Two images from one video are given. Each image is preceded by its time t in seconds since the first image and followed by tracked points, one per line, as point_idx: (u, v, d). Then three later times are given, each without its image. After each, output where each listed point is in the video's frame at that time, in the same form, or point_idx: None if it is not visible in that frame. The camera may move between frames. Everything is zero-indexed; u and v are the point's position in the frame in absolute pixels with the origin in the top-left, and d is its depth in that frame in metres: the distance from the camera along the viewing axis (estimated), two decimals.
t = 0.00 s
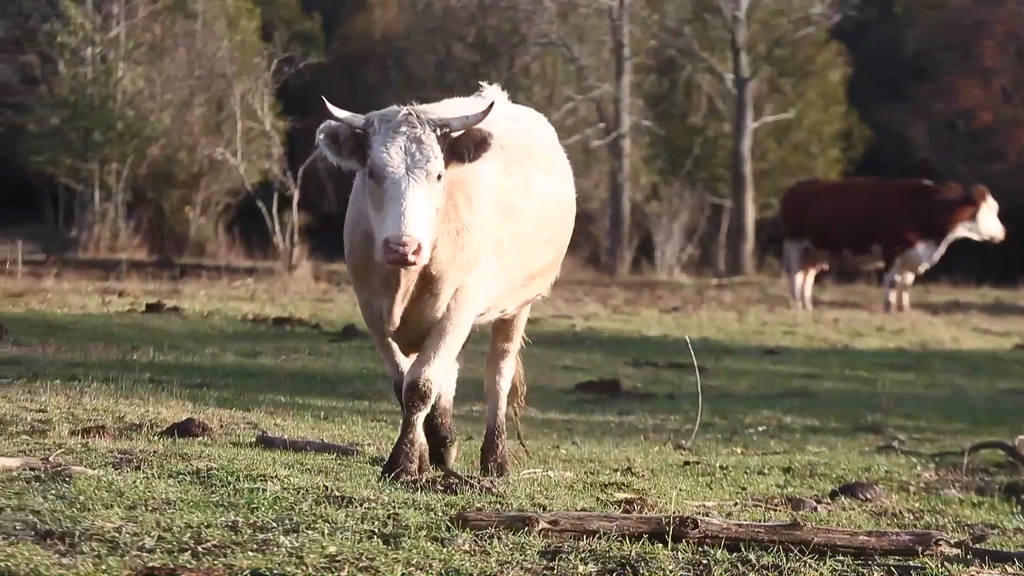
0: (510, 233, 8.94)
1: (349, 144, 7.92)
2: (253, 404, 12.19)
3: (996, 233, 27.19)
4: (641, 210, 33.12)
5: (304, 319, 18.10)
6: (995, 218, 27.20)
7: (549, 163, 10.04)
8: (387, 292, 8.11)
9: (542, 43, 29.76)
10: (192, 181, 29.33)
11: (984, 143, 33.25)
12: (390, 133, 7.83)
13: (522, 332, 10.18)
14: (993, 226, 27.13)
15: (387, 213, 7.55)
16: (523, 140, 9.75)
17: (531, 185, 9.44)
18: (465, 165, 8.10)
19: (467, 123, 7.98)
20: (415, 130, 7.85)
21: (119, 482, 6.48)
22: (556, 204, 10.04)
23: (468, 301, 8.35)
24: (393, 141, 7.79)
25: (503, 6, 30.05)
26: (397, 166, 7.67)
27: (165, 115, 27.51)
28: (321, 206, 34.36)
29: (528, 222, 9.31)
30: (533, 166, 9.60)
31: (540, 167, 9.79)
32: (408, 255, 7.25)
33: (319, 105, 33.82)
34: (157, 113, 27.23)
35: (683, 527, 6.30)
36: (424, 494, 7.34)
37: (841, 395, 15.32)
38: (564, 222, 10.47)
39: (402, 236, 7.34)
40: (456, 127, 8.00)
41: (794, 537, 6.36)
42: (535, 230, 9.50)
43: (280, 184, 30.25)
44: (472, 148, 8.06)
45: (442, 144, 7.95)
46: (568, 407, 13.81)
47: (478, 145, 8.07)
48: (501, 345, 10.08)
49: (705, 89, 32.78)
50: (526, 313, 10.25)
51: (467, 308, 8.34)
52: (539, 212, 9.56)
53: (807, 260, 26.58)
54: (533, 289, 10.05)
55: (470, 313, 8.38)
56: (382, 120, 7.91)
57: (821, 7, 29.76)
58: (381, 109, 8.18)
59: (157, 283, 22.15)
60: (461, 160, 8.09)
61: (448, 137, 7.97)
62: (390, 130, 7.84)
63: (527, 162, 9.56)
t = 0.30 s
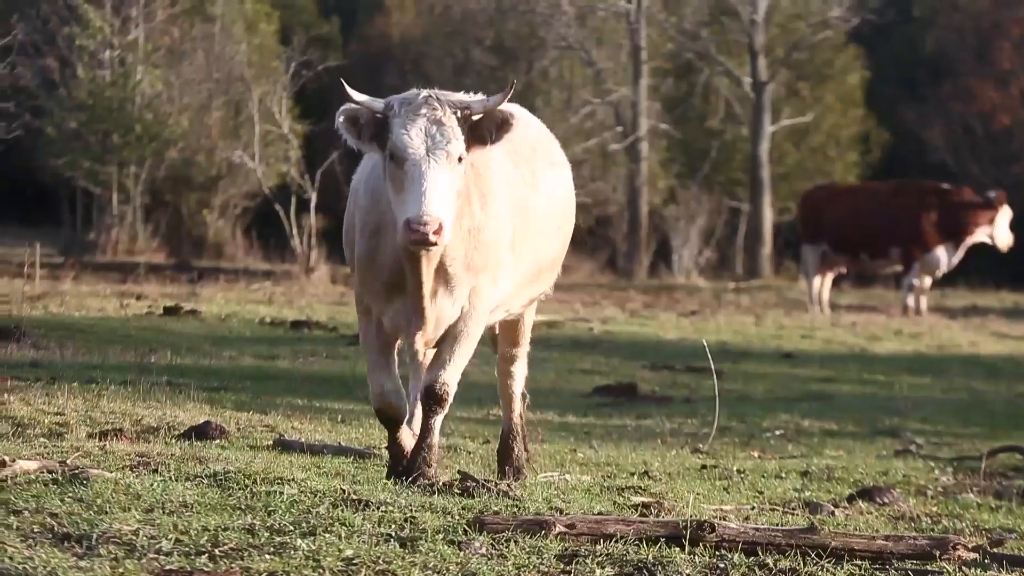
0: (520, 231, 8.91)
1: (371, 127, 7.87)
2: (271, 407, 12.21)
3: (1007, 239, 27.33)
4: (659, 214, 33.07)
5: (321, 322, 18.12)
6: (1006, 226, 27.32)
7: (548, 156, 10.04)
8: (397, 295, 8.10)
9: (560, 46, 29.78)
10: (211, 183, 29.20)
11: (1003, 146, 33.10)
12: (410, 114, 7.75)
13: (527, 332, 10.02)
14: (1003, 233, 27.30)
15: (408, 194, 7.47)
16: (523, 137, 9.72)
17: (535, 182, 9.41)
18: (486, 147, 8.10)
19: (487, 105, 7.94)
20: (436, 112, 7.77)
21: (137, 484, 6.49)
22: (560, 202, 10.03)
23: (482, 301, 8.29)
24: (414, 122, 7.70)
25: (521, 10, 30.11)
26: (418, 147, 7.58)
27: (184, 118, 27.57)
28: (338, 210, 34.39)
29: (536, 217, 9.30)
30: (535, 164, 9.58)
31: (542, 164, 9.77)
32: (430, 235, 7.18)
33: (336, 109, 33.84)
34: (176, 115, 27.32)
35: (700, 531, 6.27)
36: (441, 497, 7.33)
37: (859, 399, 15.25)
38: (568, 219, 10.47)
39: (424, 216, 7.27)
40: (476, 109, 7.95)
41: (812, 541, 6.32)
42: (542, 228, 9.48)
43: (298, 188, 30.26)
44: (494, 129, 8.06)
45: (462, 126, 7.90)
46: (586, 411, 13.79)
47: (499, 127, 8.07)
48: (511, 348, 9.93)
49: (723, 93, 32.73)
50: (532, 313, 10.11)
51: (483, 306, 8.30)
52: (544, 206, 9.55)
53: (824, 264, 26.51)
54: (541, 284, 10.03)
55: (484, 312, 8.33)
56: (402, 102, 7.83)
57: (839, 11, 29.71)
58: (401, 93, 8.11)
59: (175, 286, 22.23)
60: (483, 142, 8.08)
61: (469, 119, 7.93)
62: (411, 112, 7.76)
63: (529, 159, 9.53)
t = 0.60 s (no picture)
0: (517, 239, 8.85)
1: (373, 129, 7.82)
2: (286, 412, 12.20)
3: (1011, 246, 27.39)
4: (675, 220, 33.01)
5: (337, 327, 18.12)
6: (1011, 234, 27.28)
7: (542, 167, 9.96)
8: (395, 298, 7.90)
9: (576, 52, 29.78)
10: (226, 188, 29.07)
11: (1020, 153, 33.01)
12: (412, 117, 7.69)
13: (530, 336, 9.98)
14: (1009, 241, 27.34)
15: (406, 197, 7.41)
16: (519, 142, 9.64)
17: (530, 188, 9.34)
18: (489, 152, 8.04)
19: (491, 110, 7.87)
20: (438, 115, 7.71)
21: (153, 489, 6.49)
22: (554, 209, 9.97)
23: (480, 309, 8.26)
24: (416, 125, 7.65)
25: (538, 16, 30.16)
26: (418, 150, 7.53)
27: (200, 122, 27.58)
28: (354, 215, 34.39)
29: (530, 231, 9.22)
30: (530, 171, 9.52)
31: (537, 171, 9.71)
32: (426, 240, 7.12)
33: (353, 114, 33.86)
34: (193, 120, 27.39)
35: (716, 537, 6.26)
36: (457, 503, 7.32)
37: (875, 406, 15.17)
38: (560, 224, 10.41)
39: (421, 221, 7.21)
40: (480, 114, 7.89)
41: (828, 548, 6.25)
42: (537, 235, 9.42)
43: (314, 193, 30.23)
44: (496, 135, 7.97)
45: (465, 131, 7.84)
46: (601, 417, 13.74)
47: (502, 132, 7.98)
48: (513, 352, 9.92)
49: (739, 99, 32.68)
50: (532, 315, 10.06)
51: (482, 312, 8.27)
52: (539, 219, 9.46)
53: (841, 270, 26.41)
54: (534, 292, 9.92)
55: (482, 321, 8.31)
56: (405, 105, 7.77)
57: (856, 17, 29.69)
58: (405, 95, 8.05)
59: (191, 291, 22.27)
60: (484, 147, 8.02)
61: (472, 124, 7.87)
62: (413, 115, 7.70)
63: (525, 165, 9.45)
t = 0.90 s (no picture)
0: (518, 248, 8.60)
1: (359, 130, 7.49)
2: (306, 417, 12.21)
3: None
4: (695, 225, 32.92)
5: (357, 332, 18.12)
6: None
7: (546, 169, 9.67)
8: (382, 303, 7.63)
9: (597, 58, 29.76)
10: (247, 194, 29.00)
11: None
12: (399, 119, 7.38)
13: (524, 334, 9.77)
14: None
15: (392, 200, 7.07)
16: (521, 144, 9.35)
17: (532, 192, 9.06)
18: (476, 156, 7.73)
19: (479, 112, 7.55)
20: (426, 117, 7.40)
21: (173, 494, 6.48)
22: (556, 213, 9.68)
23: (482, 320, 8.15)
24: (403, 127, 7.33)
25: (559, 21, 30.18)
26: (405, 152, 7.19)
27: (221, 128, 27.59)
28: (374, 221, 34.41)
29: (531, 237, 8.92)
30: (533, 175, 9.22)
31: (540, 174, 9.41)
32: (412, 242, 6.78)
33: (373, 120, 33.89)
34: (214, 125, 27.44)
35: (735, 543, 6.19)
36: (477, 508, 7.30)
37: (895, 412, 15.10)
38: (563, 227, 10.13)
39: (407, 222, 6.88)
40: (467, 117, 7.57)
41: (848, 554, 6.20)
42: (538, 242, 9.14)
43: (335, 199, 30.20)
44: (483, 138, 7.69)
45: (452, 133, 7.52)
46: (620, 422, 13.71)
47: (489, 136, 7.70)
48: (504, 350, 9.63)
49: (760, 105, 32.59)
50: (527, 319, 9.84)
51: (484, 323, 8.17)
52: (541, 225, 9.18)
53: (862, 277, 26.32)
54: (533, 296, 9.68)
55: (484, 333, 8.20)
56: (392, 106, 7.47)
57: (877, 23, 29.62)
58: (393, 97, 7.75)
59: (212, 296, 22.33)
60: (472, 150, 7.71)
61: (460, 126, 7.54)
62: (400, 116, 7.39)
63: (527, 168, 9.17)
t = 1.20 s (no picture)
0: (522, 250, 8.47)
1: (349, 112, 7.28)
2: (325, 424, 12.21)
3: None
4: (714, 232, 32.84)
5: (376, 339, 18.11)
6: None
7: (551, 176, 9.54)
8: (382, 299, 7.46)
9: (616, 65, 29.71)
10: (266, 201, 29.09)
11: None
12: (388, 98, 7.15)
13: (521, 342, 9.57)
14: None
15: (378, 179, 6.87)
16: (525, 150, 9.22)
17: (536, 198, 8.93)
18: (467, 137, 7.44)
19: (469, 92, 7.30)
20: (415, 96, 7.17)
21: (192, 500, 6.49)
22: (561, 220, 9.55)
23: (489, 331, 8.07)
24: (391, 106, 7.10)
25: (578, 28, 30.17)
26: (392, 130, 6.99)
27: (240, 135, 27.62)
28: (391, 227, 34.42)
29: (533, 239, 8.76)
30: (538, 180, 9.11)
31: (545, 179, 9.30)
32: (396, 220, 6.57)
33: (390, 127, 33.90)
34: (233, 132, 27.49)
35: (755, 550, 6.20)
36: (496, 515, 7.28)
37: (915, 419, 15.02)
38: (568, 236, 10.00)
39: (392, 200, 6.67)
40: (458, 97, 7.34)
41: (867, 561, 6.10)
42: (541, 246, 9.00)
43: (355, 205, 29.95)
44: (473, 118, 7.39)
45: (442, 113, 7.27)
46: (639, 429, 13.68)
47: (481, 114, 7.39)
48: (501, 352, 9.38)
49: (779, 111, 32.50)
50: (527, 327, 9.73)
51: (490, 332, 8.10)
52: (544, 229, 9.04)
53: (881, 282, 26.34)
54: (535, 303, 9.51)
55: (488, 343, 8.10)
56: (381, 86, 7.25)
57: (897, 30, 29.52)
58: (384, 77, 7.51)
59: (231, 303, 22.37)
60: (461, 132, 7.40)
61: (450, 107, 7.30)
62: (388, 96, 7.16)
63: (531, 171, 9.05)
